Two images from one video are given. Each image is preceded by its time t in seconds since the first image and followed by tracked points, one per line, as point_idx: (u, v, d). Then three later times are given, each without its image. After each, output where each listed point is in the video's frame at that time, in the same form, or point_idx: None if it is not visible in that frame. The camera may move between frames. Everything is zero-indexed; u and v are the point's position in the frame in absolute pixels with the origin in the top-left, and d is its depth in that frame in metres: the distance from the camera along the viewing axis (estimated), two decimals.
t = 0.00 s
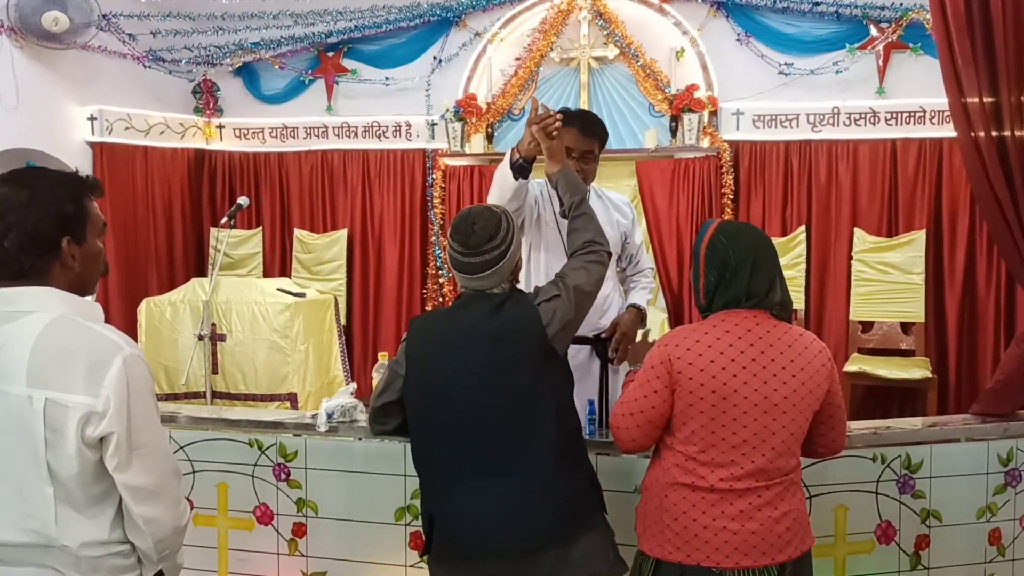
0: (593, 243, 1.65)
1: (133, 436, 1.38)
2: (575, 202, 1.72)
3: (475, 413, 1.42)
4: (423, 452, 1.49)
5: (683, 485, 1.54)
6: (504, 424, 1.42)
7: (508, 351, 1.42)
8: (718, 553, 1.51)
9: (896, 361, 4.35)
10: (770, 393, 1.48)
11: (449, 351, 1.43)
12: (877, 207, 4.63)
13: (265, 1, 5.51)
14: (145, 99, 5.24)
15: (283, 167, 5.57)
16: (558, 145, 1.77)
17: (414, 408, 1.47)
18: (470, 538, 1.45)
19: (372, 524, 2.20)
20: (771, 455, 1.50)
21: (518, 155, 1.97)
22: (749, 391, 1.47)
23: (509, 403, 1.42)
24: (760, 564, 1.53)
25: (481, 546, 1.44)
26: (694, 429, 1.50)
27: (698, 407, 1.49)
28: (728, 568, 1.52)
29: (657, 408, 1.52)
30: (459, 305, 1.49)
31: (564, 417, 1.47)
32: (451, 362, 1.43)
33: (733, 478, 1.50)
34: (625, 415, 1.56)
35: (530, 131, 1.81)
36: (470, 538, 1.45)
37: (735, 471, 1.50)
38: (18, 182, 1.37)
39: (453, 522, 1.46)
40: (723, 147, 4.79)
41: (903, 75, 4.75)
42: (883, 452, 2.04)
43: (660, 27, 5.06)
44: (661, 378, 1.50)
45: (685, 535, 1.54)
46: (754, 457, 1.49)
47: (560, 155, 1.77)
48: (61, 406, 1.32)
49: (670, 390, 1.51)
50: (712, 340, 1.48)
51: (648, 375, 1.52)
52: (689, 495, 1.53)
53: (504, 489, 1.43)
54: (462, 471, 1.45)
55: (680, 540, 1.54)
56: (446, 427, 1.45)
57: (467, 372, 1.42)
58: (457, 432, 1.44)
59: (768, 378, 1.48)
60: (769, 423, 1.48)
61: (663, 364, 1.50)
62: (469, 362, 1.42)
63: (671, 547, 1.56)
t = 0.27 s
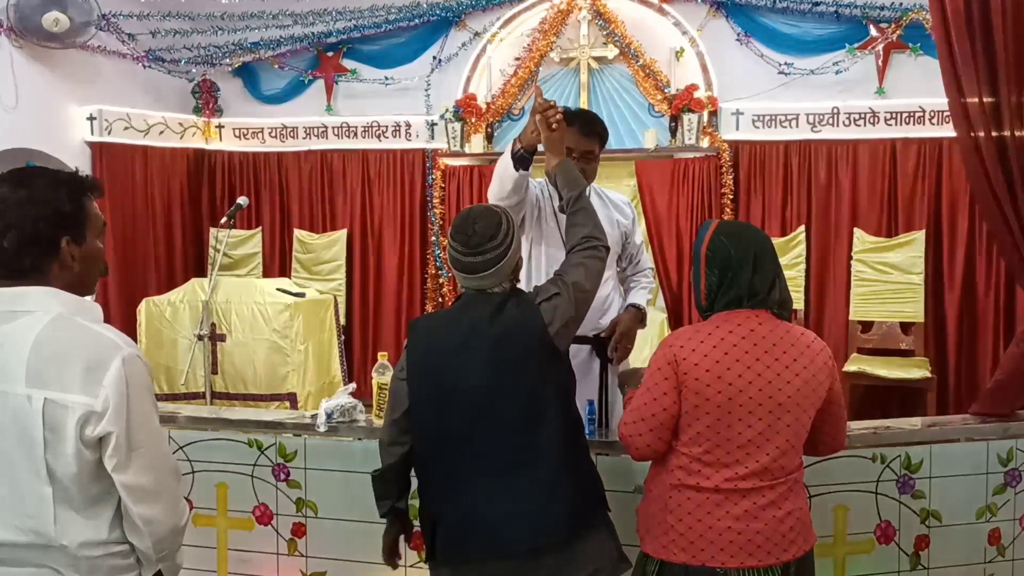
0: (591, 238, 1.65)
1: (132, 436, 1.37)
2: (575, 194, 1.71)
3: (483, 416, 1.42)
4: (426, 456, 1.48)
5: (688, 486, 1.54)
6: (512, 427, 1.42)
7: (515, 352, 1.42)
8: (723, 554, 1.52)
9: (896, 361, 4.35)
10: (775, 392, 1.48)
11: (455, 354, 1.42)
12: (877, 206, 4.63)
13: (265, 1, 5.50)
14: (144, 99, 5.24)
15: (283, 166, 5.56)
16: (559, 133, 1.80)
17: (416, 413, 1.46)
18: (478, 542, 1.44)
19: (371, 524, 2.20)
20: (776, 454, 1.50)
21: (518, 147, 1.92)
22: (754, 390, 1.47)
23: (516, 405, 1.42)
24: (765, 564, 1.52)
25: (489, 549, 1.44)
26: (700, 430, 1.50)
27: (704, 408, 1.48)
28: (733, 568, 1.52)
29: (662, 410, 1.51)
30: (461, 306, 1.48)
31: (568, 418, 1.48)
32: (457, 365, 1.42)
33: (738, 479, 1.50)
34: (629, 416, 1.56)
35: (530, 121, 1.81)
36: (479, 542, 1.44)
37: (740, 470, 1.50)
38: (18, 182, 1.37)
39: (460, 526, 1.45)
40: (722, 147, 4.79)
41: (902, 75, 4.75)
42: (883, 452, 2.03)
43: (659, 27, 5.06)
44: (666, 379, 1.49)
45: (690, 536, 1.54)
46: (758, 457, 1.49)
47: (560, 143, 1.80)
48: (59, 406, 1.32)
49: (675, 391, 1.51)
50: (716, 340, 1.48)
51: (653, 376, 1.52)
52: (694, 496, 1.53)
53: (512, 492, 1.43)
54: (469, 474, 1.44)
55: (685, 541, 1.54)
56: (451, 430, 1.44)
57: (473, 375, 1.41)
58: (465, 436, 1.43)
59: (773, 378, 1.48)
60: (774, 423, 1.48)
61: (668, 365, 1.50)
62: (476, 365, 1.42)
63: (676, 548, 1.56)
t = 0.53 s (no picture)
0: (587, 233, 1.65)
1: (132, 437, 1.37)
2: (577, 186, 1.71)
3: (486, 414, 1.42)
4: (427, 457, 1.47)
5: (688, 485, 1.54)
6: (516, 425, 1.42)
7: (518, 351, 1.43)
8: (724, 554, 1.51)
9: (895, 361, 4.35)
10: (775, 394, 1.47)
11: (456, 353, 1.42)
12: (877, 207, 4.63)
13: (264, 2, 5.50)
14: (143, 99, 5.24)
15: (282, 167, 5.56)
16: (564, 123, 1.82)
17: (417, 413, 1.45)
18: (482, 542, 1.43)
19: (370, 524, 2.20)
20: (777, 456, 1.49)
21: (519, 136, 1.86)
22: (754, 391, 1.47)
23: (519, 404, 1.42)
24: (767, 565, 1.52)
25: (492, 550, 1.43)
26: (699, 430, 1.51)
27: (703, 408, 1.49)
28: (733, 568, 1.52)
29: (661, 408, 1.52)
30: (462, 305, 1.48)
31: (571, 417, 1.48)
32: (459, 363, 1.42)
33: (738, 479, 1.50)
34: (631, 414, 1.57)
35: (534, 110, 1.84)
36: (481, 542, 1.44)
37: (740, 471, 1.50)
38: (15, 182, 1.37)
39: (462, 526, 1.45)
40: (722, 147, 4.78)
41: (902, 76, 4.75)
42: (882, 452, 2.03)
43: (659, 27, 5.06)
44: (665, 378, 1.51)
45: (690, 535, 1.54)
46: (758, 458, 1.49)
47: (565, 134, 1.82)
48: (58, 405, 1.32)
49: (675, 390, 1.51)
50: (716, 341, 1.49)
51: (653, 375, 1.53)
52: (694, 495, 1.53)
53: (516, 490, 1.42)
54: (472, 473, 1.44)
55: (686, 540, 1.55)
56: (453, 429, 1.43)
57: (476, 373, 1.41)
58: (468, 435, 1.43)
59: (773, 380, 1.47)
60: (775, 424, 1.48)
61: (668, 365, 1.51)
62: (478, 363, 1.41)
63: (677, 547, 1.56)
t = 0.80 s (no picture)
0: (578, 227, 1.63)
1: (131, 437, 1.37)
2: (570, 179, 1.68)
3: (487, 413, 1.42)
4: (428, 457, 1.47)
5: (691, 484, 1.54)
6: (518, 424, 1.42)
7: (520, 351, 1.43)
8: (726, 553, 1.51)
9: (894, 361, 4.35)
10: (777, 395, 1.47)
11: (457, 353, 1.42)
12: (876, 207, 4.63)
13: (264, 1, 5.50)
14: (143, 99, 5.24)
15: (282, 167, 5.56)
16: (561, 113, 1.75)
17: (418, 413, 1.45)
18: (483, 542, 1.43)
19: (370, 524, 2.20)
20: (779, 456, 1.49)
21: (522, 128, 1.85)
22: (756, 391, 1.47)
23: (520, 404, 1.42)
24: (769, 566, 1.52)
25: (493, 550, 1.43)
26: (700, 429, 1.51)
27: (704, 408, 1.49)
28: (736, 568, 1.52)
29: (661, 406, 1.54)
30: (463, 305, 1.48)
31: (572, 417, 1.48)
32: (460, 363, 1.42)
33: (740, 479, 1.50)
34: (633, 412, 1.59)
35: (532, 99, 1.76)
36: (481, 543, 1.43)
37: (742, 471, 1.50)
38: (14, 181, 1.37)
39: (463, 526, 1.45)
40: (722, 147, 4.78)
41: (902, 76, 4.75)
42: (882, 452, 2.03)
43: (658, 27, 5.06)
44: (665, 377, 1.52)
45: (693, 534, 1.54)
46: (761, 459, 1.49)
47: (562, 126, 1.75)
48: (58, 406, 1.32)
49: (676, 389, 1.52)
50: (718, 341, 1.49)
51: (655, 373, 1.54)
52: (697, 495, 1.53)
53: (517, 490, 1.43)
54: (473, 472, 1.44)
55: (688, 539, 1.55)
56: (454, 428, 1.44)
57: (477, 373, 1.41)
58: (469, 434, 1.43)
59: (775, 381, 1.47)
60: (777, 424, 1.48)
61: (669, 364, 1.51)
62: (478, 363, 1.41)
63: (679, 546, 1.56)
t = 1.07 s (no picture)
0: (570, 224, 1.63)
1: (131, 438, 1.37)
2: (563, 174, 1.69)
3: (488, 413, 1.42)
4: (428, 457, 1.47)
5: (697, 485, 1.54)
6: (518, 423, 1.42)
7: (519, 349, 1.42)
8: (733, 554, 1.51)
9: (894, 362, 4.35)
10: (784, 395, 1.47)
11: (457, 353, 1.42)
12: (876, 207, 4.63)
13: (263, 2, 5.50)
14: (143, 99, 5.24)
15: (281, 167, 5.56)
16: (554, 107, 1.77)
17: (419, 413, 1.45)
18: (485, 541, 1.43)
19: (369, 525, 2.19)
20: (786, 457, 1.49)
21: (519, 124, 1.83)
22: (762, 392, 1.47)
23: (521, 403, 1.42)
24: (776, 566, 1.52)
25: (494, 550, 1.43)
26: (707, 429, 1.51)
27: (710, 408, 1.49)
28: (743, 568, 1.52)
29: (667, 406, 1.54)
30: (462, 305, 1.48)
31: (573, 417, 1.48)
32: (460, 363, 1.42)
33: (747, 480, 1.50)
34: (639, 412, 1.59)
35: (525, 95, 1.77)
36: (482, 543, 1.43)
37: (749, 471, 1.50)
38: (13, 182, 1.37)
39: (464, 525, 1.44)
40: (721, 147, 4.77)
41: (901, 76, 4.75)
42: (881, 453, 2.03)
43: (658, 27, 5.06)
44: (671, 377, 1.52)
45: (700, 535, 1.54)
46: (767, 459, 1.49)
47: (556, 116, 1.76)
48: (57, 407, 1.32)
49: (682, 390, 1.52)
50: (725, 342, 1.49)
51: (661, 374, 1.54)
52: (703, 495, 1.53)
53: (518, 491, 1.43)
54: (474, 471, 1.44)
55: (695, 540, 1.55)
56: (455, 428, 1.43)
57: (477, 373, 1.41)
58: (470, 435, 1.43)
59: (782, 382, 1.47)
60: (783, 425, 1.47)
61: (675, 364, 1.51)
62: (478, 363, 1.41)
63: (686, 546, 1.56)
